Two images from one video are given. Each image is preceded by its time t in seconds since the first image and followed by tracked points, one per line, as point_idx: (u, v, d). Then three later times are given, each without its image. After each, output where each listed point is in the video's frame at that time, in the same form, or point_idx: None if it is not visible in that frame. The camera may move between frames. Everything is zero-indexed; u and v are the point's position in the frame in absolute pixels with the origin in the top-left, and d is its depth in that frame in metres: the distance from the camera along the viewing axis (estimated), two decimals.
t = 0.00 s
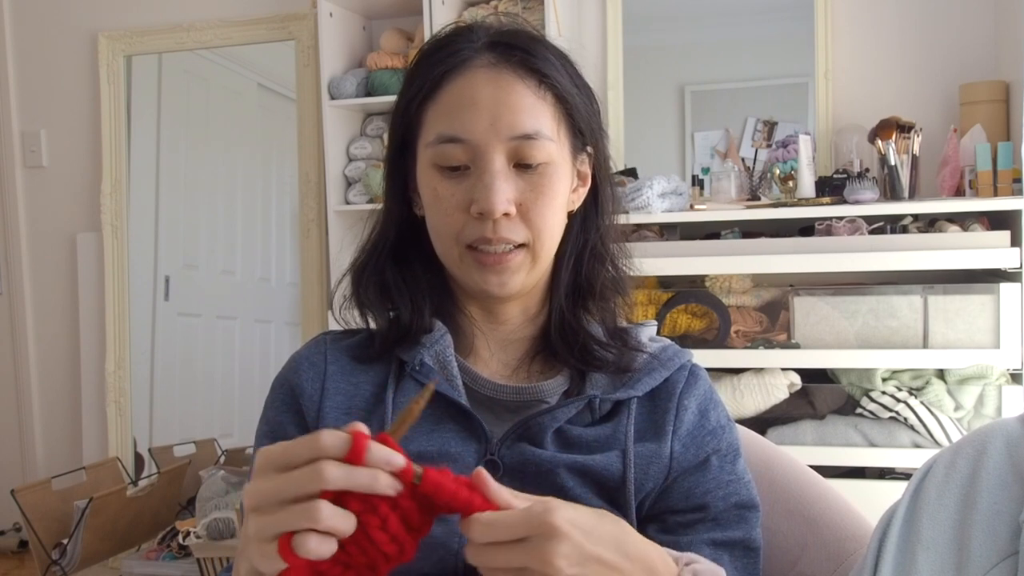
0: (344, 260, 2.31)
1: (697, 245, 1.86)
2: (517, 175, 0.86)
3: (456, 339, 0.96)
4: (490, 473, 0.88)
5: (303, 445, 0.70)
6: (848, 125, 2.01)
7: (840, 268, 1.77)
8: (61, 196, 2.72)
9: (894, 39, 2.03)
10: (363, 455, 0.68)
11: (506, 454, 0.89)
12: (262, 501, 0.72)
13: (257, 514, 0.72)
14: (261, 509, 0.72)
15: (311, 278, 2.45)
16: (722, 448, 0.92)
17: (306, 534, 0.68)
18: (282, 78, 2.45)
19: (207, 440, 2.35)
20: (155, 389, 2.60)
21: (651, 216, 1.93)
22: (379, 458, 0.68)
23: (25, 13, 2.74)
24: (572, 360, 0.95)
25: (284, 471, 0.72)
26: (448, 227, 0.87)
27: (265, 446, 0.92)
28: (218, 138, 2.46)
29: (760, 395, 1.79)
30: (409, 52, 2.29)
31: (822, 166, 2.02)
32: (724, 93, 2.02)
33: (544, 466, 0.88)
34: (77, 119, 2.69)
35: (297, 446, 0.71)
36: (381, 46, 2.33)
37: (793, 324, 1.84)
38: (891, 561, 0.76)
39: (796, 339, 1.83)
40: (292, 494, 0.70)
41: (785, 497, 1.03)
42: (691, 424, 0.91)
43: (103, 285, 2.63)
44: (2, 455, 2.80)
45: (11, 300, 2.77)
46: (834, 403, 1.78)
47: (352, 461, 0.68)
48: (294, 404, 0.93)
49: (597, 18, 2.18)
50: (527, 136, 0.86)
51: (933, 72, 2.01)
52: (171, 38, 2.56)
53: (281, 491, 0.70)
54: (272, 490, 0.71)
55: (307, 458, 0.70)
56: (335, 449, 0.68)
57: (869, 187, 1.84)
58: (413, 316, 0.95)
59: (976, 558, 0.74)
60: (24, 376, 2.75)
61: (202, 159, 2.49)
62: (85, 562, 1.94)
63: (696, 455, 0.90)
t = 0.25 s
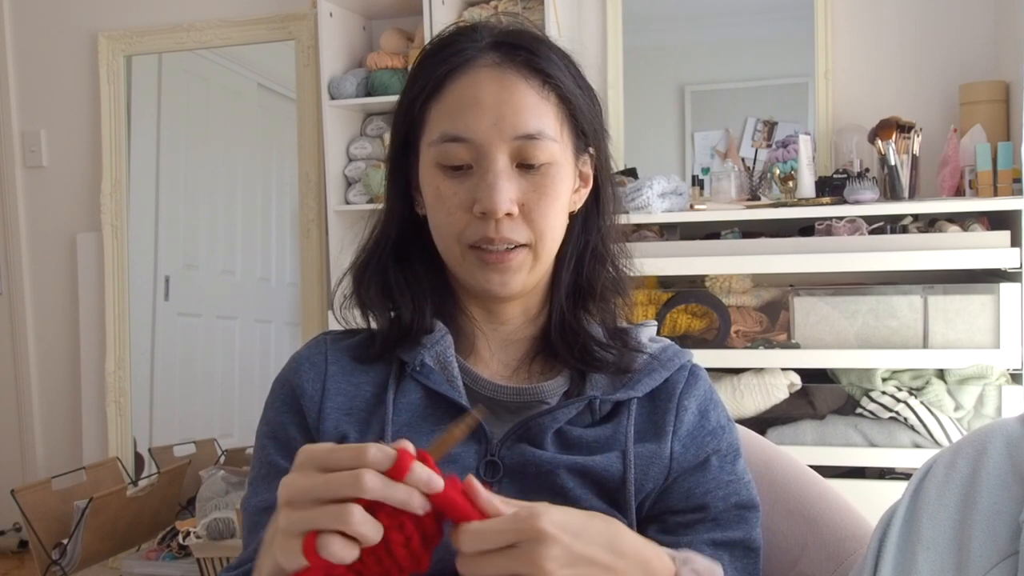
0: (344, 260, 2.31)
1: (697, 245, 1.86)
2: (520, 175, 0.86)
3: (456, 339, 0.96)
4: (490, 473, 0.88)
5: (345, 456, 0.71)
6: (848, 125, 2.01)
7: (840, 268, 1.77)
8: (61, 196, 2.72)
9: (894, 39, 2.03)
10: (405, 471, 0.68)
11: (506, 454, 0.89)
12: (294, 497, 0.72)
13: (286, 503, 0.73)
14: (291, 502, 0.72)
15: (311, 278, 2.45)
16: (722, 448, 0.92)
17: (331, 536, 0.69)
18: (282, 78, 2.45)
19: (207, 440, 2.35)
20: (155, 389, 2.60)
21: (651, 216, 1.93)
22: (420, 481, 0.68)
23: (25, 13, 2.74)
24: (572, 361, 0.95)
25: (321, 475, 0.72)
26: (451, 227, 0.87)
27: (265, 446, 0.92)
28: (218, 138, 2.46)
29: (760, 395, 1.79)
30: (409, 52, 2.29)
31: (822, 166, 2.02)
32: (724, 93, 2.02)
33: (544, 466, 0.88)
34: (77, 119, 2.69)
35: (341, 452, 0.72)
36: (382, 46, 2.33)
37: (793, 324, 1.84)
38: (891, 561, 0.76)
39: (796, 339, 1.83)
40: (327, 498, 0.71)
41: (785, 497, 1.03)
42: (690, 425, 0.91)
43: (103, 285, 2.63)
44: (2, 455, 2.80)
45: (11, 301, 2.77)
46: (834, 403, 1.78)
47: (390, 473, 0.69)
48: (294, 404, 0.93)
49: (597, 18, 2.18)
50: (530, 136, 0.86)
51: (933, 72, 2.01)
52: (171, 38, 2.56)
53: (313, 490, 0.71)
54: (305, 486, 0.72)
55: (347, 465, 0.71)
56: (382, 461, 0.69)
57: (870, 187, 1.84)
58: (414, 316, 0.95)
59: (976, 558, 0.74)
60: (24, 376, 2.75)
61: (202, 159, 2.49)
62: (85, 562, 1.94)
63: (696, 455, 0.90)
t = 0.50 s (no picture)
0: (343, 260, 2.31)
1: (697, 245, 1.86)
2: (524, 176, 0.86)
3: (457, 340, 0.96)
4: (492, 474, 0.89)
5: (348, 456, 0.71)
6: (848, 125, 2.01)
7: (840, 268, 1.77)
8: (61, 196, 2.72)
9: (894, 39, 2.03)
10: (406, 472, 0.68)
11: (507, 455, 0.89)
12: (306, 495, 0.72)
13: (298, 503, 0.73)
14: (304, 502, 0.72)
15: (311, 278, 2.45)
16: (722, 448, 0.92)
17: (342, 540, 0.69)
18: (282, 78, 2.45)
19: (207, 440, 2.35)
20: (155, 389, 2.60)
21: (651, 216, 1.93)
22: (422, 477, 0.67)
23: (25, 13, 2.74)
24: (573, 362, 0.95)
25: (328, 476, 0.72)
26: (453, 227, 0.87)
27: (267, 446, 0.91)
28: (218, 138, 2.46)
29: (760, 395, 1.79)
30: (409, 52, 2.29)
31: (822, 166, 2.02)
32: (724, 93, 2.02)
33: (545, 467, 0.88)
34: (77, 119, 2.69)
35: (345, 453, 0.71)
36: (381, 46, 2.33)
37: (793, 324, 1.84)
38: (891, 561, 0.76)
39: (796, 339, 1.83)
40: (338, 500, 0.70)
41: (785, 497, 1.03)
42: (691, 425, 0.91)
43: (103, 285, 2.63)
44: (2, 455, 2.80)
45: (11, 301, 2.77)
46: (834, 403, 1.78)
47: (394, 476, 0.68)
48: (295, 404, 0.92)
49: (597, 18, 2.18)
50: (534, 136, 0.86)
51: (933, 72, 2.01)
52: (171, 38, 2.56)
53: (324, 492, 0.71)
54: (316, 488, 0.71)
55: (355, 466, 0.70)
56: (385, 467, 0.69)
57: (870, 187, 1.84)
58: (415, 317, 0.96)
59: (976, 558, 0.74)
60: (24, 376, 2.75)
61: (202, 159, 2.49)
62: (85, 562, 1.94)
63: (696, 456, 0.90)
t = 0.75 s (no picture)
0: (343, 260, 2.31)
1: (697, 245, 1.86)
2: (524, 176, 0.86)
3: (457, 340, 0.96)
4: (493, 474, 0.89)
5: (344, 421, 0.70)
6: (848, 125, 2.01)
7: (840, 268, 1.77)
8: (61, 196, 2.72)
9: (893, 39, 2.03)
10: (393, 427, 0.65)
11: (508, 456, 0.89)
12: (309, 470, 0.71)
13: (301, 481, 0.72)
14: (308, 477, 0.72)
15: (311, 278, 2.45)
16: (722, 448, 0.92)
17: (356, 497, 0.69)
18: (282, 78, 2.45)
19: (206, 440, 2.35)
20: (155, 389, 2.60)
21: (651, 216, 1.93)
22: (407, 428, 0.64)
23: (25, 12, 2.74)
24: (573, 362, 0.95)
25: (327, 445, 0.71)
26: (454, 227, 0.87)
27: (267, 446, 0.91)
28: (218, 138, 2.46)
29: (760, 395, 1.79)
30: (409, 53, 2.29)
31: (822, 166, 2.02)
32: (725, 93, 2.02)
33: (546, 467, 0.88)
34: (77, 119, 2.69)
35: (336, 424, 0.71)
36: (381, 46, 2.33)
37: (793, 324, 1.84)
38: (891, 561, 0.76)
39: (796, 339, 1.83)
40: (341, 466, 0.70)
41: (785, 497, 1.03)
42: (691, 426, 0.91)
43: (103, 285, 2.63)
44: (2, 455, 2.80)
45: (11, 301, 2.77)
46: (834, 403, 1.78)
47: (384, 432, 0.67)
48: (296, 405, 0.92)
49: (597, 18, 2.18)
50: (535, 136, 0.86)
51: (933, 72, 2.01)
52: (171, 38, 2.56)
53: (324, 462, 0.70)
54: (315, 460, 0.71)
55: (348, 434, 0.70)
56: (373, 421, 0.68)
57: (869, 187, 1.84)
58: (416, 317, 0.96)
59: (976, 558, 0.74)
60: (25, 376, 2.75)
61: (202, 159, 2.49)
62: (85, 562, 1.94)
63: (696, 456, 0.91)
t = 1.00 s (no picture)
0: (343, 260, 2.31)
1: (697, 245, 1.86)
2: (526, 175, 0.86)
3: (457, 340, 0.96)
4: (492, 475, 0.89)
5: (368, 430, 0.67)
6: (848, 125, 2.01)
7: (840, 268, 1.77)
8: (61, 196, 2.72)
9: (893, 39, 2.03)
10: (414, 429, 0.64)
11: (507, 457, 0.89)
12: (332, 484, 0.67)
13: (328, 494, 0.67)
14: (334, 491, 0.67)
15: (311, 278, 2.45)
16: (722, 448, 0.92)
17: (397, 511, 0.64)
18: (282, 78, 2.45)
19: (206, 440, 2.35)
20: (155, 389, 2.60)
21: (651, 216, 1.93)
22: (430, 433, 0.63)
23: (25, 12, 2.74)
24: (573, 363, 0.95)
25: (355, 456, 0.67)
26: (455, 226, 0.86)
27: (268, 446, 0.91)
28: (218, 138, 2.46)
29: (760, 395, 1.79)
30: (409, 53, 2.29)
31: (822, 166, 2.02)
32: (725, 93, 2.02)
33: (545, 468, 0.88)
34: (77, 119, 2.69)
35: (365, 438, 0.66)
36: (381, 46, 2.33)
37: (793, 324, 1.84)
38: (891, 561, 0.76)
39: (796, 339, 1.83)
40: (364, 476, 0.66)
41: (785, 497, 1.03)
42: (690, 426, 0.91)
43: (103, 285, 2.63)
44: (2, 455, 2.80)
45: (11, 301, 2.77)
46: (834, 403, 1.78)
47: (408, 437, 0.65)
48: (296, 405, 0.92)
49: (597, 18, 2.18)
50: (536, 136, 0.86)
51: (933, 72, 2.01)
52: (171, 38, 2.56)
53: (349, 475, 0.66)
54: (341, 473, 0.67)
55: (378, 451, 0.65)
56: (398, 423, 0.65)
57: (870, 187, 1.84)
58: (416, 317, 0.95)
59: (976, 558, 0.74)
60: (25, 377, 2.75)
61: (202, 159, 2.49)
62: (85, 562, 1.94)
63: (695, 456, 0.90)
